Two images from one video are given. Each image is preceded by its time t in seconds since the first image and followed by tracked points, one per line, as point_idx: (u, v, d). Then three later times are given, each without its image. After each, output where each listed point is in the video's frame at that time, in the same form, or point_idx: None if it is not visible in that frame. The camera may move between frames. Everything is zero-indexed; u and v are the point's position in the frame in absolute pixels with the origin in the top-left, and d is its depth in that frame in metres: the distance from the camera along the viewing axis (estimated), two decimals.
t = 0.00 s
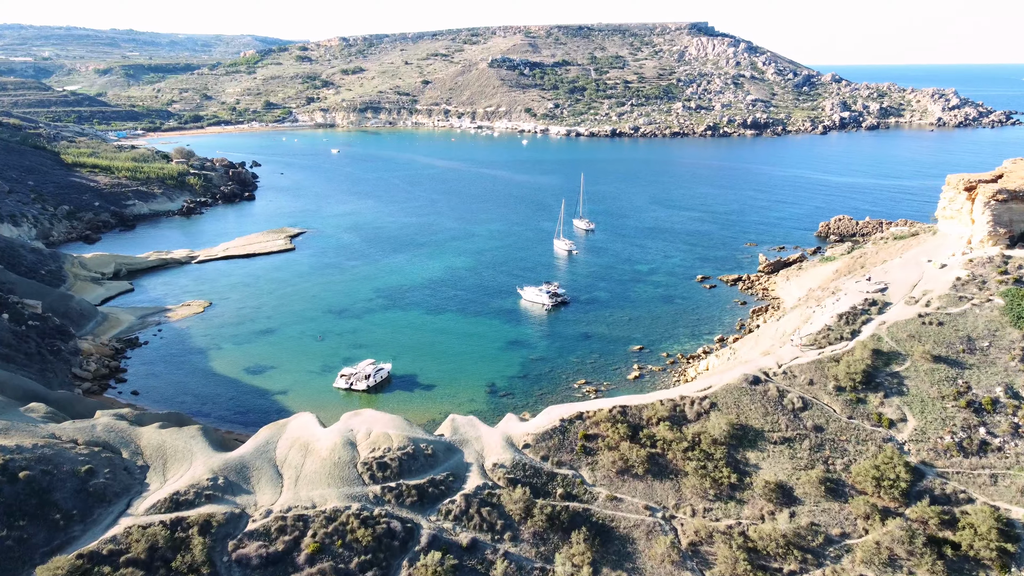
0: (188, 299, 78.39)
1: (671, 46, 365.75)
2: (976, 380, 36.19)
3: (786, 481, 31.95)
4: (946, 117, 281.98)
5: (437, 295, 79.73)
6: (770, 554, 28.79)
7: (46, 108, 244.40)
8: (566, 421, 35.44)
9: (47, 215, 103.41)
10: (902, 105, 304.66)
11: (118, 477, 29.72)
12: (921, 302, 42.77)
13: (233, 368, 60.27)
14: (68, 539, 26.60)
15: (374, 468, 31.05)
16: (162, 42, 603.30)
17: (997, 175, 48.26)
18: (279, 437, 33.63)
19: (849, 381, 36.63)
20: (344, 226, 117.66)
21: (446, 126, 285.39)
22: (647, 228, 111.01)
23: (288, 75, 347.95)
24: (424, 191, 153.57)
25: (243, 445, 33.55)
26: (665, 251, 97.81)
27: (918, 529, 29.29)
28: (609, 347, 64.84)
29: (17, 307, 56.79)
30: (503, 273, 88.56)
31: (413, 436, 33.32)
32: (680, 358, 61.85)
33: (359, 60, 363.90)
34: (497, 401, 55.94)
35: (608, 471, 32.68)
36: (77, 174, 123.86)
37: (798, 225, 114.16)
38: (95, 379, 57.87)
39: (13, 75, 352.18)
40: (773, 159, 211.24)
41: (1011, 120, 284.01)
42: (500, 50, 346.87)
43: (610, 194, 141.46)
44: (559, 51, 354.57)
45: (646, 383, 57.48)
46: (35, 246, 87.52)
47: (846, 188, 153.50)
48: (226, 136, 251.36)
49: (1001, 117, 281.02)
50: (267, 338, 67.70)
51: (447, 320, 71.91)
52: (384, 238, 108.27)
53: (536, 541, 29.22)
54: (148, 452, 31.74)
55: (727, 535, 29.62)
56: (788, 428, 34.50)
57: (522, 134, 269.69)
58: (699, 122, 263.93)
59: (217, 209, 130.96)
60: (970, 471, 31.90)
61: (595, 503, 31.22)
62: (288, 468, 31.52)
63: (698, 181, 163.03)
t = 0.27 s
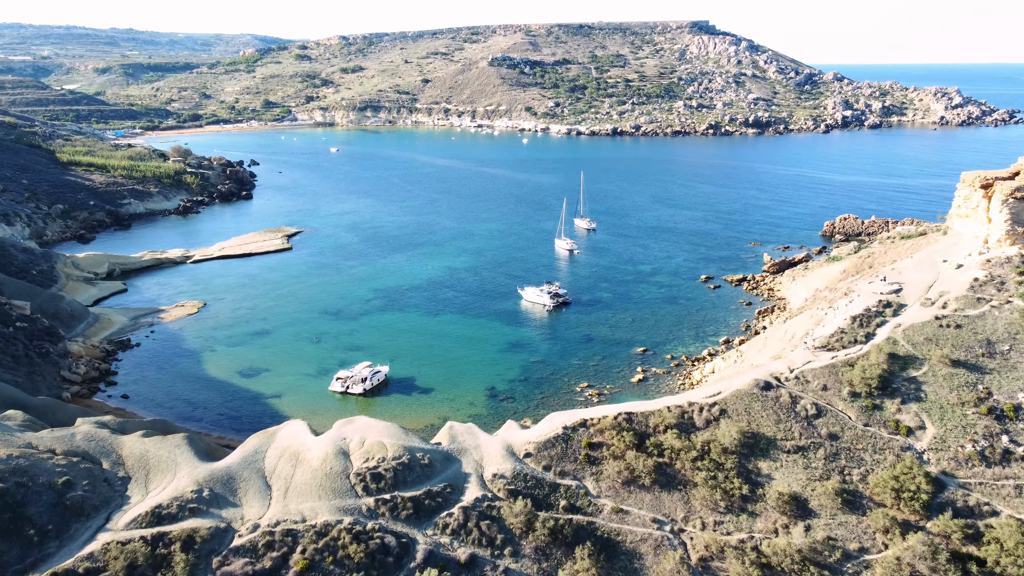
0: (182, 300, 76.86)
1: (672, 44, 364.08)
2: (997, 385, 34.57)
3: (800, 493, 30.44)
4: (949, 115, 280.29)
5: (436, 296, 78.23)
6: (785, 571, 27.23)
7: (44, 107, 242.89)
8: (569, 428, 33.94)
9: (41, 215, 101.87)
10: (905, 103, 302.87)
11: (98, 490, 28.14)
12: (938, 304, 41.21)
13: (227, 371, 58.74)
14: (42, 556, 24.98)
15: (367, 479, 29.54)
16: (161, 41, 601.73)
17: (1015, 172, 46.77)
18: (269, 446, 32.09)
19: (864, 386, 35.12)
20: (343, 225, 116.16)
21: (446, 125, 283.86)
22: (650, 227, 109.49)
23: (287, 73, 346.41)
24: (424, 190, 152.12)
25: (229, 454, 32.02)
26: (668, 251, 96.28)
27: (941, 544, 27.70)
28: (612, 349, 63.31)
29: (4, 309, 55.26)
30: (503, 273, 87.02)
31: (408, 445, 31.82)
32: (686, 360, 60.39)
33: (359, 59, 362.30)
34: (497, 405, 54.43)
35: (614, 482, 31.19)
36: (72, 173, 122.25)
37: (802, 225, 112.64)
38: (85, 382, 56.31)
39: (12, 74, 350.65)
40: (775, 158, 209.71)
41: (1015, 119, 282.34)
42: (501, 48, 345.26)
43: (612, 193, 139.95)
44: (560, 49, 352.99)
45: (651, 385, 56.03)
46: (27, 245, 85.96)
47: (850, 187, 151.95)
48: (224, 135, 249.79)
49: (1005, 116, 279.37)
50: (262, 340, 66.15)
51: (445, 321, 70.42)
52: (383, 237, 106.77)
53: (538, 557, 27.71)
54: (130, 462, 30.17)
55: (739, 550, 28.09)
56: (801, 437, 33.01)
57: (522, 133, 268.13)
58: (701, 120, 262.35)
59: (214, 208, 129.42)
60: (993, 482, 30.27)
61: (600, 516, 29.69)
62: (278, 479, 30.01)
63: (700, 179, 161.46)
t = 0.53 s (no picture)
0: (175, 300, 75.33)
1: (673, 42, 362.21)
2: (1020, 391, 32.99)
3: (816, 505, 28.91)
4: (952, 114, 278.61)
5: (435, 296, 76.73)
6: None
7: (41, 105, 241.25)
8: (573, 436, 32.44)
9: (34, 214, 100.33)
10: (907, 102, 301.09)
11: (75, 503, 26.58)
12: (955, 305, 39.69)
13: (219, 374, 57.22)
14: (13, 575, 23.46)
15: (360, 491, 28.02)
16: (161, 40, 600.01)
17: None
18: (257, 456, 30.57)
19: (881, 392, 33.61)
20: (341, 224, 114.64)
21: (446, 124, 282.28)
22: (652, 226, 107.96)
23: (287, 72, 344.76)
24: (423, 188, 150.70)
25: (215, 464, 30.50)
26: (671, 250, 94.74)
27: (966, 561, 26.10)
28: (615, 351, 61.79)
29: None
30: (503, 273, 85.50)
31: (404, 454, 30.32)
32: (691, 362, 58.95)
33: (358, 57, 360.69)
34: (497, 408, 52.95)
35: (620, 493, 29.66)
36: (67, 171, 120.64)
37: (807, 224, 111.08)
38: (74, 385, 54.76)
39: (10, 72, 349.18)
40: (777, 156, 208.20)
41: (1018, 117, 280.62)
42: (501, 46, 343.54)
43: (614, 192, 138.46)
44: (560, 47, 351.23)
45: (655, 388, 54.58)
46: (19, 244, 84.44)
47: (853, 185, 150.48)
48: (223, 134, 248.16)
49: (1008, 114, 277.60)
50: (256, 341, 64.63)
51: (444, 322, 68.91)
52: (381, 237, 105.28)
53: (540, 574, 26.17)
54: (110, 473, 28.59)
55: (753, 566, 26.53)
56: (816, 445, 31.51)
57: (523, 131, 266.53)
58: (702, 118, 260.69)
59: (211, 207, 127.88)
60: (1019, 494, 28.64)
61: (606, 530, 28.16)
62: (266, 492, 28.49)
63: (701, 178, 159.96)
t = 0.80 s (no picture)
0: (169, 302, 73.81)
1: (674, 41, 360.56)
2: None
3: (834, 520, 27.37)
4: (954, 113, 276.93)
5: (434, 297, 75.25)
6: None
7: (39, 104, 239.78)
8: (576, 446, 30.92)
9: (27, 213, 98.79)
10: (910, 101, 299.29)
11: (49, 519, 25.08)
12: (974, 308, 38.14)
13: (212, 378, 55.74)
14: None
15: (352, 505, 26.50)
16: (161, 40, 598.39)
17: None
18: (244, 468, 29.00)
19: (899, 399, 32.08)
20: (339, 223, 113.14)
21: (445, 123, 280.81)
22: (654, 226, 106.42)
23: (286, 71, 343.24)
24: (423, 188, 149.18)
25: (200, 477, 28.97)
26: (674, 250, 93.22)
27: None
28: (618, 353, 60.25)
29: None
30: (503, 273, 83.96)
31: (398, 466, 28.75)
32: (697, 365, 57.41)
33: (358, 56, 359.17)
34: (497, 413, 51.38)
35: (626, 507, 28.16)
36: (62, 170, 119.02)
37: (812, 223, 109.52)
38: (61, 389, 53.22)
39: (9, 72, 347.66)
40: (779, 155, 206.77)
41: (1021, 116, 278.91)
42: (501, 45, 341.93)
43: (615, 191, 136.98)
44: (560, 46, 349.63)
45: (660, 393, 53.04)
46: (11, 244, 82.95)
47: (857, 184, 148.92)
48: (222, 133, 246.65)
49: (1011, 113, 275.95)
50: (251, 344, 63.15)
51: (443, 324, 67.42)
52: (379, 237, 103.78)
53: None
54: (88, 487, 27.07)
55: None
56: (832, 456, 29.97)
57: (523, 130, 265.08)
58: (704, 118, 259.13)
59: (208, 207, 126.33)
60: None
61: (611, 546, 26.66)
62: (253, 506, 26.98)
63: (704, 177, 158.42)
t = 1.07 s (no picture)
0: (162, 303, 72.32)
1: (675, 40, 359.16)
2: None
3: (854, 537, 25.83)
4: (957, 113, 275.47)
5: (433, 298, 73.78)
6: None
7: (36, 104, 238.21)
8: (580, 457, 29.36)
9: (20, 213, 97.25)
10: (912, 100, 297.80)
11: (19, 537, 23.66)
12: (995, 312, 36.56)
13: (204, 382, 54.27)
14: None
15: (343, 521, 24.99)
16: (161, 40, 597.07)
17: None
18: (229, 482, 27.49)
19: (919, 407, 30.55)
20: (337, 223, 111.70)
21: (445, 123, 279.41)
22: (657, 226, 104.94)
23: (285, 70, 341.79)
24: (422, 187, 147.75)
25: (182, 491, 27.51)
26: (677, 250, 91.72)
27: None
28: (622, 356, 58.74)
29: None
30: (504, 273, 82.41)
31: (393, 479, 27.23)
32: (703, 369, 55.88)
33: (358, 56, 357.79)
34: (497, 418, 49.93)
35: (633, 523, 26.61)
36: (57, 169, 117.46)
37: (817, 223, 107.99)
38: (49, 394, 51.66)
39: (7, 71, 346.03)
40: (781, 155, 205.38)
41: None
42: (501, 45, 340.53)
43: (616, 191, 135.55)
44: (561, 46, 348.18)
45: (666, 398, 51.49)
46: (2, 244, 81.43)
47: (861, 184, 147.45)
48: (220, 133, 245.12)
49: (1014, 113, 274.49)
50: (244, 347, 61.63)
51: (441, 326, 65.90)
52: (378, 237, 102.33)
53: None
54: (62, 502, 25.63)
55: None
56: (851, 468, 28.47)
57: (523, 130, 263.62)
58: (705, 117, 257.67)
59: (205, 207, 124.84)
60: None
61: (618, 564, 25.16)
62: (238, 522, 25.49)
63: (706, 176, 157.03)
